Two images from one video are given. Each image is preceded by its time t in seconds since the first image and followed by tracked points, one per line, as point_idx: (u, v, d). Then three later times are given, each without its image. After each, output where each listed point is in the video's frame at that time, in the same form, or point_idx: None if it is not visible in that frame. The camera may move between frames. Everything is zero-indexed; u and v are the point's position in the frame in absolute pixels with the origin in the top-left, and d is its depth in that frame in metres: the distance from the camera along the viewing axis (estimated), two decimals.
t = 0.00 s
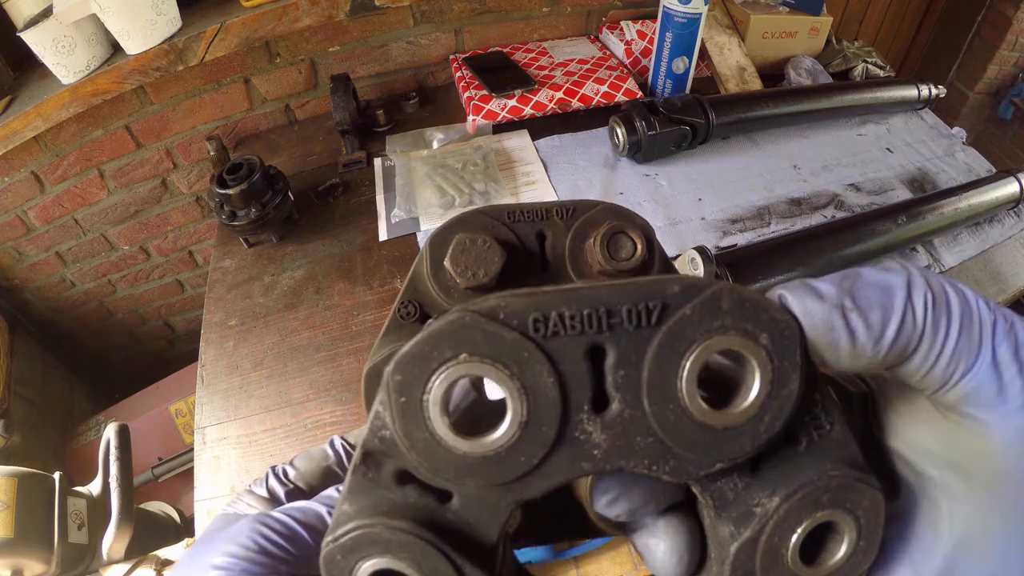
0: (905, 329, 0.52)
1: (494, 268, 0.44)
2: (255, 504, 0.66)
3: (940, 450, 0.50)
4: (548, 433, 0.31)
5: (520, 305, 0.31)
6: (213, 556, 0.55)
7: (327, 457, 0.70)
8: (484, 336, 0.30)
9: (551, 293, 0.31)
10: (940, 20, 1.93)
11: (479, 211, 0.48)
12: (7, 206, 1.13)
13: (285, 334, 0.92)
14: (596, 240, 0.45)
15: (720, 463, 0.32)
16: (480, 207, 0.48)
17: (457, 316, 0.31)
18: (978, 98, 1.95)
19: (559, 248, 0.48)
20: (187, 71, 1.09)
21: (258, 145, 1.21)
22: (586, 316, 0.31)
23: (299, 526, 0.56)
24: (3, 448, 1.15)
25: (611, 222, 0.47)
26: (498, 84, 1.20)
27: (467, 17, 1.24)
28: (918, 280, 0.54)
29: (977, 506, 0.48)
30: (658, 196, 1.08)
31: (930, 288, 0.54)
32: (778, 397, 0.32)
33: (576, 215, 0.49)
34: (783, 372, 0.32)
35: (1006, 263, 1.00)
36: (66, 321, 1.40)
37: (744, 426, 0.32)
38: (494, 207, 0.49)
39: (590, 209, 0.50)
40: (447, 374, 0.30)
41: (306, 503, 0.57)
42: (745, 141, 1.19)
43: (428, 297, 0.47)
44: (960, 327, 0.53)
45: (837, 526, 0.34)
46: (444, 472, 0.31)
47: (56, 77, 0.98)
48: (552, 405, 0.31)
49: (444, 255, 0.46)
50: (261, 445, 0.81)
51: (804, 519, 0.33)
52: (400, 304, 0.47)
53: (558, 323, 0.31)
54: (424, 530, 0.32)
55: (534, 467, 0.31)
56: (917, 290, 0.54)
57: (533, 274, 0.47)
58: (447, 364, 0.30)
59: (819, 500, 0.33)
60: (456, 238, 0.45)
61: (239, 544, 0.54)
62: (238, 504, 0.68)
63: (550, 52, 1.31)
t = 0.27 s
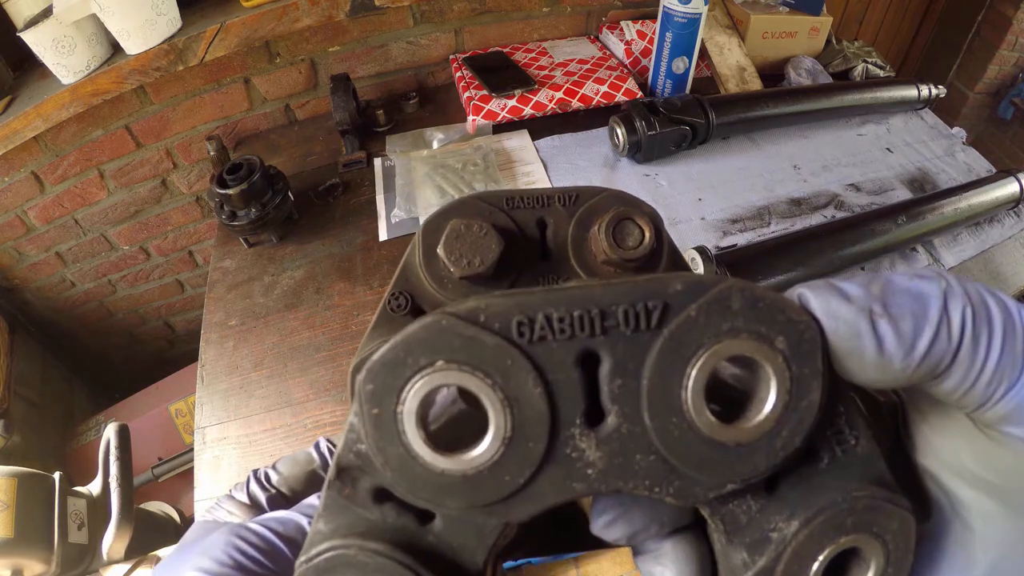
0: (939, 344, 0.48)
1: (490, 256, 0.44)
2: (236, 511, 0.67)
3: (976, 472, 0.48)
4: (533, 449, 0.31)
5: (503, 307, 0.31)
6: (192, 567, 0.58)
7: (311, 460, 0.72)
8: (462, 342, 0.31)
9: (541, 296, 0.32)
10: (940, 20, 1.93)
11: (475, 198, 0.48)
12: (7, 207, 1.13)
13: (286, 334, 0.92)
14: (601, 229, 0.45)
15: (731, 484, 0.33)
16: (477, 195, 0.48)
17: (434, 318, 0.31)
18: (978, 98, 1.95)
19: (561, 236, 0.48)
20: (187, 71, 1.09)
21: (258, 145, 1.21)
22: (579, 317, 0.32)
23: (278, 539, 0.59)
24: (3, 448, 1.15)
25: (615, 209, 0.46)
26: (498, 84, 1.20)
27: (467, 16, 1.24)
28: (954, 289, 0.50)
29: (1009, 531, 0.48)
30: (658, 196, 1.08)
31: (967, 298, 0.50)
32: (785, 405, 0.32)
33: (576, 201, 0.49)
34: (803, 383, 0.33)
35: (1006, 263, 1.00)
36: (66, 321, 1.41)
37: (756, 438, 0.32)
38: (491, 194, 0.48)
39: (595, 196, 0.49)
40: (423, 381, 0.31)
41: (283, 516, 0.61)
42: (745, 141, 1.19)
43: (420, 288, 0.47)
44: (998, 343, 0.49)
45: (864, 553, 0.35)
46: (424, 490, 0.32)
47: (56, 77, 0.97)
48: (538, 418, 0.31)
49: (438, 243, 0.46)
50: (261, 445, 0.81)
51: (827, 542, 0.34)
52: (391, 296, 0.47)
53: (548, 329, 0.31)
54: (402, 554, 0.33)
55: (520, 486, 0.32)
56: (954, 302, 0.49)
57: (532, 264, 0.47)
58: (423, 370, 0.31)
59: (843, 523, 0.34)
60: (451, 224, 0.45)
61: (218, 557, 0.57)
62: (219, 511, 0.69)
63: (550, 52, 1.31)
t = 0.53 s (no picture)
0: (971, 364, 0.48)
1: (490, 251, 0.42)
2: (233, 513, 0.69)
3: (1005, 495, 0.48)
4: (510, 475, 0.33)
5: (479, 325, 0.33)
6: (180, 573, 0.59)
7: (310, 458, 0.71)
8: (435, 364, 0.33)
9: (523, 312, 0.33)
10: (941, 20, 1.94)
11: (476, 186, 0.46)
12: (7, 207, 1.13)
13: (285, 334, 0.92)
14: (612, 224, 0.44)
15: (730, 518, 0.34)
16: (480, 183, 0.46)
17: (406, 336, 0.33)
18: (978, 98, 1.95)
19: (569, 228, 0.46)
20: (187, 71, 1.09)
21: (258, 145, 1.21)
22: (559, 334, 0.33)
23: (267, 547, 0.59)
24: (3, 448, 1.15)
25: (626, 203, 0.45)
26: (498, 84, 1.20)
27: (467, 16, 1.24)
28: (991, 310, 0.50)
29: None
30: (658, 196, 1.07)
31: (1004, 320, 0.49)
32: (792, 427, 0.33)
33: (585, 190, 0.47)
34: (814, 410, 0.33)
35: (1006, 263, 1.01)
36: (67, 321, 1.41)
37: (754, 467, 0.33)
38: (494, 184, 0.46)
39: (606, 184, 0.47)
40: (396, 402, 0.33)
41: (273, 522, 0.61)
42: (745, 141, 1.19)
43: (418, 285, 0.45)
44: None
45: None
46: (411, 515, 0.34)
47: (56, 77, 0.98)
48: (517, 445, 0.33)
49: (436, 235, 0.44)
50: (261, 445, 0.81)
51: (843, 575, 0.34)
52: (387, 291, 0.44)
53: (525, 348, 0.33)
54: None
55: (499, 513, 0.33)
56: (989, 323, 0.49)
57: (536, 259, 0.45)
58: (394, 391, 0.33)
59: (863, 555, 0.34)
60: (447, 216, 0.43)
61: (205, 566, 0.57)
62: (214, 513, 0.71)
63: (550, 52, 1.31)
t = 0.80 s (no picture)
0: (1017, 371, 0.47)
1: (468, 235, 0.43)
2: (231, 517, 0.68)
3: None
4: (502, 459, 0.33)
5: (472, 290, 0.33)
6: None
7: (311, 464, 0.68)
8: (421, 331, 0.32)
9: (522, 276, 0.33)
10: (941, 20, 1.94)
11: (456, 175, 0.48)
12: (7, 206, 1.13)
13: (285, 334, 0.92)
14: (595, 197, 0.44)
15: (751, 517, 0.34)
16: (459, 172, 0.48)
17: (392, 299, 0.33)
18: (978, 98, 1.95)
19: (554, 207, 0.48)
20: (187, 71, 1.09)
21: (258, 145, 1.21)
22: (561, 299, 0.33)
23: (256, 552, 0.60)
24: (3, 448, 1.15)
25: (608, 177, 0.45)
26: (498, 84, 1.20)
27: (467, 16, 1.25)
28: None
29: None
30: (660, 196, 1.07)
31: None
32: (824, 413, 0.33)
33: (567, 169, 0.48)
34: (847, 392, 0.33)
35: (1006, 263, 1.01)
36: (67, 321, 1.41)
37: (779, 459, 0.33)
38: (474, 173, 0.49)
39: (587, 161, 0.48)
40: (377, 370, 0.33)
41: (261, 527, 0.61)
42: (745, 141, 1.19)
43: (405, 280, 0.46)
44: None
45: None
46: (415, 512, 0.34)
47: (55, 77, 0.98)
48: (511, 422, 0.33)
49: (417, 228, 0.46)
50: (261, 445, 0.81)
51: None
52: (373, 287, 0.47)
53: (527, 310, 0.33)
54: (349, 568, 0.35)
55: (487, 504, 0.34)
56: None
57: (522, 241, 0.47)
58: (377, 359, 0.33)
59: (898, 560, 0.34)
60: (423, 205, 0.44)
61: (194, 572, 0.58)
62: (212, 517, 0.70)
63: (550, 52, 1.31)
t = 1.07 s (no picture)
0: None
1: (462, 232, 0.43)
2: (229, 519, 0.68)
3: None
4: (498, 464, 0.33)
5: (468, 289, 0.33)
6: None
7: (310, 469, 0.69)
8: (416, 332, 0.33)
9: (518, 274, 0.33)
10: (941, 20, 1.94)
11: (451, 167, 0.48)
12: (7, 206, 1.13)
13: (285, 334, 0.92)
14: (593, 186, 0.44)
15: (759, 526, 0.34)
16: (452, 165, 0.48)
17: (386, 299, 0.33)
18: (978, 98, 1.95)
19: (551, 199, 0.47)
20: (186, 71, 1.09)
21: (258, 146, 1.21)
22: (561, 298, 0.33)
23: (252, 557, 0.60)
24: (3, 448, 1.15)
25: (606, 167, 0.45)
26: (498, 84, 1.20)
27: (467, 17, 1.25)
28: None
29: None
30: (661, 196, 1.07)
31: None
32: (834, 417, 0.32)
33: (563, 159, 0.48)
34: (860, 395, 0.33)
35: (1006, 263, 1.01)
36: (67, 321, 1.41)
37: (786, 465, 0.33)
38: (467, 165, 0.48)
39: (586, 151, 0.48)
40: (372, 372, 0.33)
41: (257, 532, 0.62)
42: (745, 141, 1.19)
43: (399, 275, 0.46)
44: None
45: None
46: (418, 519, 0.34)
47: (56, 77, 0.98)
48: (510, 425, 0.33)
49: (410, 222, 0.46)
50: (260, 444, 0.81)
51: None
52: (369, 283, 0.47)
53: (524, 309, 0.33)
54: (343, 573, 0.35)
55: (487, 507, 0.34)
56: None
57: (517, 235, 0.46)
58: (370, 360, 0.33)
59: (908, 569, 0.34)
60: (417, 200, 0.44)
61: None
62: (209, 520, 0.70)
63: (550, 52, 1.31)
